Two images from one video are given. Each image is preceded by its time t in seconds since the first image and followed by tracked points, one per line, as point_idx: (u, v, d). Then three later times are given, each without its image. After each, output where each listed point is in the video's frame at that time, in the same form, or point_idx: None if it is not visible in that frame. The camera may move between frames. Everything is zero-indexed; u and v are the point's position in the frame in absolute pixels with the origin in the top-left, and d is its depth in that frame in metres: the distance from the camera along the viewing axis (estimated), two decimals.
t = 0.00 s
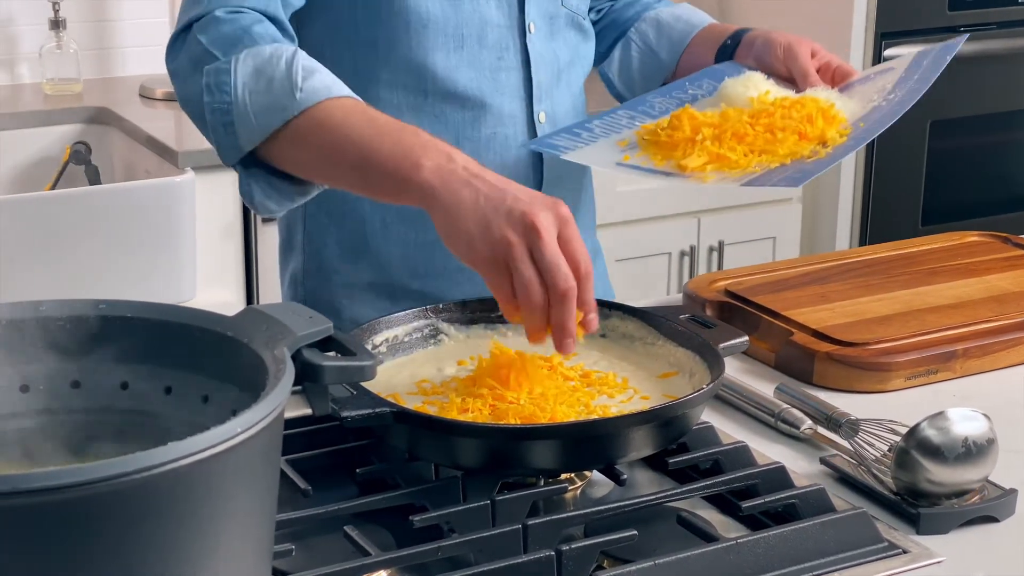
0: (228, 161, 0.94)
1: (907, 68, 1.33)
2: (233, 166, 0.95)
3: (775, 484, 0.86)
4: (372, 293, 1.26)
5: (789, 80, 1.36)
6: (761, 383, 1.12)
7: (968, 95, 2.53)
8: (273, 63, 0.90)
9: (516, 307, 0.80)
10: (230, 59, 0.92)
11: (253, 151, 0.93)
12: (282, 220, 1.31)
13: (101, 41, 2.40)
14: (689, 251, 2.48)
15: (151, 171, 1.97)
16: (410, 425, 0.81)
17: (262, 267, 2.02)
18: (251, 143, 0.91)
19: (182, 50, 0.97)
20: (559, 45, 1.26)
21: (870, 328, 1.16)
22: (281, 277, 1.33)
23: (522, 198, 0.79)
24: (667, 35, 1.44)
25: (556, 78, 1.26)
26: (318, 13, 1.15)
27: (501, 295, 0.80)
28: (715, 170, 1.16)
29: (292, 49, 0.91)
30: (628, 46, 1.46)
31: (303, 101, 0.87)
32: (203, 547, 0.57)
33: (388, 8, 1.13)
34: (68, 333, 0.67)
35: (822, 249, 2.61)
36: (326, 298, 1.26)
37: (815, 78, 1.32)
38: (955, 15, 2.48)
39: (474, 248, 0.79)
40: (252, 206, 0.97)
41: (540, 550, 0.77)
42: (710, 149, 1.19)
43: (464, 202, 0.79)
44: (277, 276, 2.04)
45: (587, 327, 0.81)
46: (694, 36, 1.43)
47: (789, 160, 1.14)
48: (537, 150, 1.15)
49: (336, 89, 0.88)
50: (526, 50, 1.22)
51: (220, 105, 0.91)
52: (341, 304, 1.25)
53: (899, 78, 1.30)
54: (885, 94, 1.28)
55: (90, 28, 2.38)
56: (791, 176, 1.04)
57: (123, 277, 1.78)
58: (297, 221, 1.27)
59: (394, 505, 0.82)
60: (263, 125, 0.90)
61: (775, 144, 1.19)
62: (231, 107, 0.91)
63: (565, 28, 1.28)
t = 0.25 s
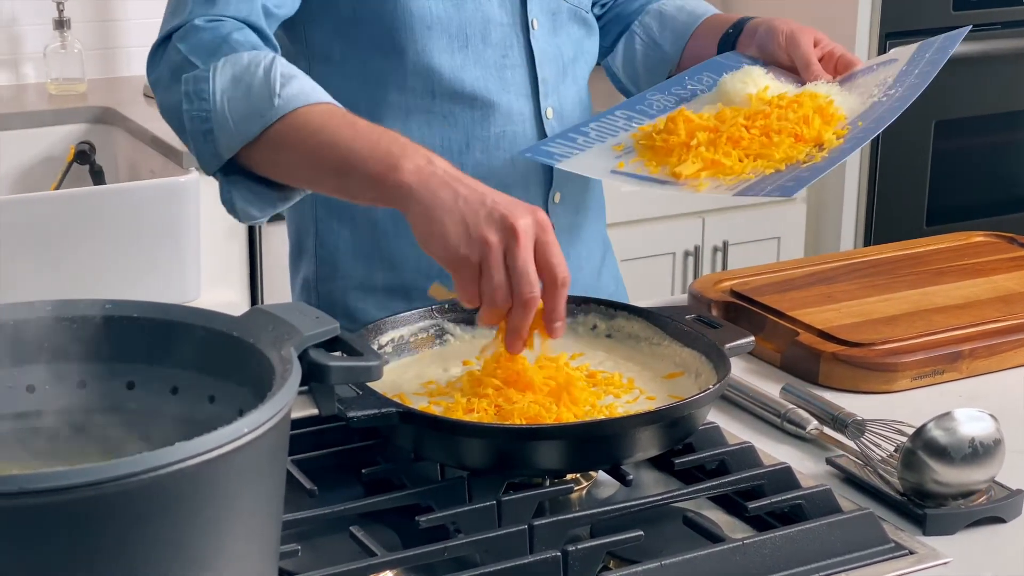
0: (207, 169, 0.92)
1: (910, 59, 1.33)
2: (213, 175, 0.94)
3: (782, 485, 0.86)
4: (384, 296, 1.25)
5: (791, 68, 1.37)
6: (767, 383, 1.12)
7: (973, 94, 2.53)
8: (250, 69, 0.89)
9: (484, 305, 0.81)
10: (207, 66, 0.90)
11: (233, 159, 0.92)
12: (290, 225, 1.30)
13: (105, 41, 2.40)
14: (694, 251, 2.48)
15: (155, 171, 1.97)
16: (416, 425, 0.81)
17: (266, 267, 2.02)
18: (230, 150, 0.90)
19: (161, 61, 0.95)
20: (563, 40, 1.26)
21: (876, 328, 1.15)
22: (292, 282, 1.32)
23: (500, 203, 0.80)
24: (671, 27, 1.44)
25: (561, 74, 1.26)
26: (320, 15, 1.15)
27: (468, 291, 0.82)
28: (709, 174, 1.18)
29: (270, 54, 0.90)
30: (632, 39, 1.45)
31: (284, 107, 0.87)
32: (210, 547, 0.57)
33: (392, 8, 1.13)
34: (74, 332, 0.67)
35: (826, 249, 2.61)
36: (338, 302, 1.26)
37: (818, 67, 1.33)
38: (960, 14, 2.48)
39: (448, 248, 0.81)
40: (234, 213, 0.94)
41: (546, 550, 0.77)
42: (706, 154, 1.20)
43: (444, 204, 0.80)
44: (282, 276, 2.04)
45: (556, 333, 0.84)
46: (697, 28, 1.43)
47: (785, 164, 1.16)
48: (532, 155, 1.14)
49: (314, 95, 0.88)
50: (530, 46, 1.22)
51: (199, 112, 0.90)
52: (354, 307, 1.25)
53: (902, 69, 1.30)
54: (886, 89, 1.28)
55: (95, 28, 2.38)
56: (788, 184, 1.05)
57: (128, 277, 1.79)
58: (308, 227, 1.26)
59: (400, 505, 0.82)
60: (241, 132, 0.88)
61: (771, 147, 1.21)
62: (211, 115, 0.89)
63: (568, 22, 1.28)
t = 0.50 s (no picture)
0: (204, 188, 0.92)
1: (911, 67, 1.32)
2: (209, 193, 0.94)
3: (786, 486, 0.85)
4: (385, 296, 1.24)
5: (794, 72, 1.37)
6: (771, 383, 1.12)
7: (978, 94, 2.53)
8: (243, 89, 0.89)
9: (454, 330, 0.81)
10: (201, 86, 0.90)
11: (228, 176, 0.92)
12: (292, 228, 1.29)
13: (108, 41, 2.40)
14: (697, 252, 2.47)
15: (158, 171, 1.97)
16: (420, 426, 0.81)
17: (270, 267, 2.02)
18: (226, 170, 0.90)
19: (157, 79, 0.95)
20: (566, 41, 1.26)
21: (880, 328, 1.15)
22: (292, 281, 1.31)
23: (486, 232, 0.80)
24: (676, 31, 1.44)
25: (564, 76, 1.26)
26: (322, 16, 1.15)
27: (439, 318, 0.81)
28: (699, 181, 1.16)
29: (262, 71, 0.90)
30: (637, 41, 1.45)
31: (276, 127, 0.87)
32: (215, 548, 0.57)
33: (394, 8, 1.13)
34: (76, 333, 0.67)
35: (830, 249, 2.61)
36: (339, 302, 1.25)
37: (821, 72, 1.33)
38: (965, 14, 2.48)
39: (426, 268, 0.80)
40: (233, 229, 0.95)
41: (551, 551, 0.77)
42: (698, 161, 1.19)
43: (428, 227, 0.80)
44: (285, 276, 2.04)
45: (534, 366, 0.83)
46: (702, 29, 1.43)
47: (777, 172, 1.15)
48: (526, 160, 1.14)
49: (306, 115, 0.88)
50: (532, 47, 1.22)
51: (194, 133, 0.90)
52: (356, 308, 1.24)
53: (903, 75, 1.30)
54: (886, 95, 1.27)
55: (97, 27, 2.38)
56: (778, 192, 1.04)
57: (130, 278, 1.78)
58: (309, 230, 1.25)
59: (404, 506, 0.82)
60: (236, 151, 0.89)
61: (764, 154, 1.19)
62: (206, 136, 0.89)
63: (572, 22, 1.27)
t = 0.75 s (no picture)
0: (236, 213, 0.93)
1: (916, 66, 1.32)
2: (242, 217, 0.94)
3: (791, 487, 0.85)
4: (384, 296, 1.24)
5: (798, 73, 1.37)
6: (774, 384, 1.12)
7: (982, 94, 2.52)
8: (276, 117, 0.89)
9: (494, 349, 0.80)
10: (235, 114, 0.91)
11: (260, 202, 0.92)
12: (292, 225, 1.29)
13: (111, 41, 2.40)
14: (700, 252, 2.47)
15: (161, 171, 1.97)
16: (424, 426, 0.81)
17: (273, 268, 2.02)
18: (258, 197, 0.90)
19: (190, 95, 0.96)
20: (567, 41, 1.26)
21: (884, 328, 1.15)
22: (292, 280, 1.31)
23: (503, 250, 0.79)
24: (680, 32, 1.44)
25: (565, 77, 1.26)
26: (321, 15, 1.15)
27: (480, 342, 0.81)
28: (700, 182, 1.17)
29: (295, 99, 0.90)
30: (641, 42, 1.45)
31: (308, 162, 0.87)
32: (219, 549, 0.57)
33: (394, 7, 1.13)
34: (79, 334, 0.67)
35: (833, 249, 2.61)
36: (338, 302, 1.25)
37: (826, 72, 1.32)
38: (968, 14, 2.48)
39: (452, 296, 0.80)
40: (265, 252, 0.96)
41: (554, 552, 0.77)
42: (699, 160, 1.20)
43: (451, 261, 0.80)
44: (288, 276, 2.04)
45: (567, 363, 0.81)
46: (707, 30, 1.43)
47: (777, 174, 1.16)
48: (526, 161, 1.14)
49: (339, 148, 0.88)
50: (531, 48, 1.22)
51: (228, 160, 0.90)
52: (354, 306, 1.24)
53: (911, 74, 1.29)
54: (891, 96, 1.26)
55: (100, 28, 2.38)
56: (778, 194, 1.05)
57: (133, 278, 1.78)
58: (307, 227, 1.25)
59: (407, 507, 0.82)
60: (268, 180, 0.89)
61: (765, 156, 1.20)
62: (239, 163, 0.90)
63: (574, 23, 1.27)
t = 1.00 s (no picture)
0: (264, 211, 0.95)
1: (921, 62, 1.31)
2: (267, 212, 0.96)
3: (795, 489, 0.85)
4: (384, 296, 1.24)
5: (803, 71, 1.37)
6: (778, 385, 1.12)
7: (985, 95, 2.53)
8: (302, 117, 0.91)
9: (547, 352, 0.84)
10: (261, 114, 0.92)
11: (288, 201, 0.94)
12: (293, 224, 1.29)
13: (115, 42, 2.40)
14: (704, 253, 2.47)
15: (165, 172, 1.97)
16: (428, 428, 0.81)
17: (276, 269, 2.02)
18: (285, 195, 0.92)
19: (215, 92, 0.97)
20: (570, 42, 1.26)
21: (888, 330, 1.15)
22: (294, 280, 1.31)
23: (539, 253, 0.83)
24: (684, 31, 1.44)
25: (567, 77, 1.26)
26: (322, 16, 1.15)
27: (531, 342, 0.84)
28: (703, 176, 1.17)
29: (321, 98, 0.92)
30: (646, 41, 1.45)
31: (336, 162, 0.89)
32: (225, 551, 0.57)
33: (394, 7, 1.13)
34: (85, 336, 0.67)
35: (837, 250, 2.61)
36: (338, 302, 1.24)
37: (830, 69, 1.32)
38: (971, 15, 2.48)
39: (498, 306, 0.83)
40: (289, 249, 0.98)
41: (559, 554, 0.77)
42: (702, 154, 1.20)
43: (491, 267, 0.83)
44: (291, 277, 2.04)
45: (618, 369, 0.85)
46: (711, 29, 1.43)
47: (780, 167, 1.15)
48: (528, 156, 1.14)
49: (367, 147, 0.90)
50: (533, 48, 1.22)
51: (254, 160, 0.92)
52: (354, 306, 1.23)
53: (915, 70, 1.29)
54: (894, 91, 1.27)
55: (104, 28, 2.38)
56: (779, 187, 1.04)
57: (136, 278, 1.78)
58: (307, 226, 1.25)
59: (411, 509, 0.82)
60: (297, 180, 0.91)
61: (768, 149, 1.19)
62: (265, 160, 0.92)
63: (578, 23, 1.27)
